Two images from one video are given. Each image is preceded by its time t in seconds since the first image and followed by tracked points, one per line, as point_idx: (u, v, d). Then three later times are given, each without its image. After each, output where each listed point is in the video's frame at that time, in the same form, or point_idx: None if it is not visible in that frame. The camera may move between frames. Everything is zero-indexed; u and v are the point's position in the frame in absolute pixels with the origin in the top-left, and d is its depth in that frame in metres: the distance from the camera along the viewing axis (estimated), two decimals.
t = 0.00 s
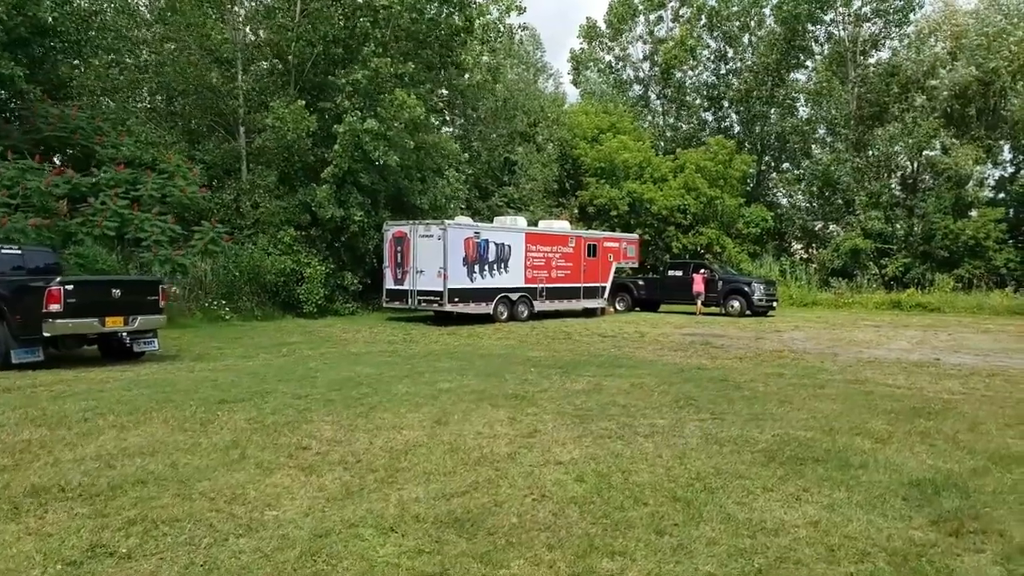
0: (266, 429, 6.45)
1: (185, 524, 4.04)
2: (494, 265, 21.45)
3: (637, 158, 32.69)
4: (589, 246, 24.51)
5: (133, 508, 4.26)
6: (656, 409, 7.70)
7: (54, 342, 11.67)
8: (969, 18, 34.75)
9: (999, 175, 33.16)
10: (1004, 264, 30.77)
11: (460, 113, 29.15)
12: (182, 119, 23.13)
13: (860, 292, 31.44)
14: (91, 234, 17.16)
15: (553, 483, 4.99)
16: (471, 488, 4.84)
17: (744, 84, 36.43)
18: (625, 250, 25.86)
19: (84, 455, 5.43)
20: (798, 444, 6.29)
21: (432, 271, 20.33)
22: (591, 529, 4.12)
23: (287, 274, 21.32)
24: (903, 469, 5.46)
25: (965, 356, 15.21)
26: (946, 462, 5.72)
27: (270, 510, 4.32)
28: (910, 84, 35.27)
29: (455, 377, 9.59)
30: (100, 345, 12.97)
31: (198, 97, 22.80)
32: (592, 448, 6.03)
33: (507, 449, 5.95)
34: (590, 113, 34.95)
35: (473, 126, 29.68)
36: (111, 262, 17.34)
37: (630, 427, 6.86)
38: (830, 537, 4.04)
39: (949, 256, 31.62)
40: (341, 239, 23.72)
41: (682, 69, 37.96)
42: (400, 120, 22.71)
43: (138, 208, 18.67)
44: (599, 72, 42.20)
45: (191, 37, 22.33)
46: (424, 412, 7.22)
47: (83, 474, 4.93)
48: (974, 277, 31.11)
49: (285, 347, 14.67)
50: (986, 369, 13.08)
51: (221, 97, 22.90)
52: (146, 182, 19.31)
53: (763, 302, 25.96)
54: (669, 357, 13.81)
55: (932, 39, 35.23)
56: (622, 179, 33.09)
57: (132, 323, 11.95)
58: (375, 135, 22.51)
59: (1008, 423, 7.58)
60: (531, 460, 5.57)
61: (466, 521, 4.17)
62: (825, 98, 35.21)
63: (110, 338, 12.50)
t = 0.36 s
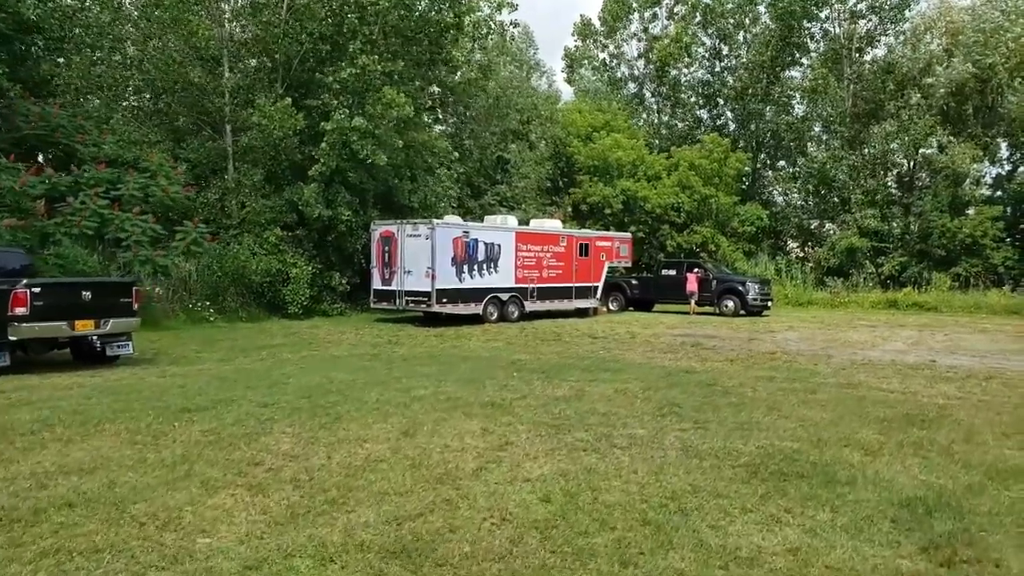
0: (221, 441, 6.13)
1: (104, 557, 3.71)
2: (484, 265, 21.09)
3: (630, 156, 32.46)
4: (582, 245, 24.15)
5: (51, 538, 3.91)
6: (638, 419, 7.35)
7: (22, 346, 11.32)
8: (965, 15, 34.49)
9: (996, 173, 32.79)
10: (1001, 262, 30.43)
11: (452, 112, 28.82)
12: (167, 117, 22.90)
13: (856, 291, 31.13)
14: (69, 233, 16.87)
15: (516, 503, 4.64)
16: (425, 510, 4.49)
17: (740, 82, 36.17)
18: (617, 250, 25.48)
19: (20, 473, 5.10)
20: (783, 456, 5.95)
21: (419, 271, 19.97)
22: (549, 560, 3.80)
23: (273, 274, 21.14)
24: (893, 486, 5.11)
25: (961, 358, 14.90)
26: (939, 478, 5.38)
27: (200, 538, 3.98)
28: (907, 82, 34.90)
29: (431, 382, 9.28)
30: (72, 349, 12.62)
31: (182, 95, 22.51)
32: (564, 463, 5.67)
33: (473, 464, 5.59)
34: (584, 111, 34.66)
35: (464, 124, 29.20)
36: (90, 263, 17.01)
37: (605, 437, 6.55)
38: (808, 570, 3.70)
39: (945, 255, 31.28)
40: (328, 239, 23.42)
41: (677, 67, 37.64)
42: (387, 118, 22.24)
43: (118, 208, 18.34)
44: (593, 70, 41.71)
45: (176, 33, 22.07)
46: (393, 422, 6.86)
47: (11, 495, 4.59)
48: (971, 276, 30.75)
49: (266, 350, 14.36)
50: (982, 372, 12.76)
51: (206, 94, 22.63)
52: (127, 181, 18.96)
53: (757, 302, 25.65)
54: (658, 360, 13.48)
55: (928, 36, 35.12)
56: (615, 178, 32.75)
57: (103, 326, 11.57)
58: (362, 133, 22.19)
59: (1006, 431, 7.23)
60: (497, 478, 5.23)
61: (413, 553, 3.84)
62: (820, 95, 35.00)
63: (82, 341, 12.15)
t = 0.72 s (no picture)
0: (174, 450, 5.87)
1: None
2: (474, 267, 20.81)
3: (625, 157, 32.20)
4: (574, 246, 23.86)
5: None
6: (613, 426, 7.07)
7: None
8: (964, 14, 34.18)
9: (996, 173, 32.41)
10: (1000, 263, 30.12)
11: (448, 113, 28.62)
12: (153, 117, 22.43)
13: (854, 292, 30.83)
14: (51, 236, 16.64)
15: (469, 521, 4.37)
16: (371, 530, 4.20)
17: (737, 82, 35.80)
18: (611, 252, 25.19)
19: None
20: (760, 467, 5.67)
21: (408, 273, 19.69)
22: None
23: (260, 277, 20.97)
24: (872, 500, 4.83)
25: (957, 361, 14.60)
26: (923, 491, 5.09)
27: (121, 563, 3.71)
28: (905, 81, 34.60)
29: (405, 388, 9.02)
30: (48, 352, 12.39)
31: (169, 96, 22.28)
32: (529, 475, 5.39)
33: (432, 477, 5.31)
34: (579, 112, 34.42)
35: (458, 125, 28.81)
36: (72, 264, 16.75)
37: (578, 446, 6.27)
38: None
39: (944, 256, 30.96)
40: (317, 240, 23.22)
41: (674, 67, 37.25)
42: (376, 118, 21.95)
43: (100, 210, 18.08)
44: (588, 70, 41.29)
45: (163, 33, 21.69)
46: (357, 432, 6.57)
47: None
48: (969, 277, 30.43)
49: (246, 354, 14.12)
50: (978, 376, 12.47)
51: (193, 95, 22.43)
52: (111, 182, 18.62)
53: (752, 304, 25.35)
54: (646, 364, 13.20)
55: (926, 36, 34.83)
56: (610, 178, 32.48)
57: (77, 330, 11.35)
58: (351, 134, 21.94)
59: (997, 440, 6.94)
60: (455, 492, 4.94)
61: None
62: (817, 95, 34.55)
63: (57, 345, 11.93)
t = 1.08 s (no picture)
0: (129, 458, 5.55)
1: None
2: (468, 266, 20.48)
3: (624, 156, 31.88)
4: (571, 246, 23.53)
5: None
6: (599, 434, 6.75)
7: None
8: (968, 13, 33.79)
9: (999, 174, 32.10)
10: (1002, 265, 29.79)
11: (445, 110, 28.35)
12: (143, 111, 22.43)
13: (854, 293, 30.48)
14: (34, 232, 16.36)
15: (429, 541, 4.06)
16: (322, 550, 3.88)
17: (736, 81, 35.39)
18: (608, 252, 24.86)
19: None
20: (749, 479, 5.34)
21: (401, 272, 19.35)
22: None
23: (251, 275, 20.67)
24: (866, 519, 4.51)
25: (958, 365, 14.28)
26: (920, 508, 4.77)
27: None
28: (907, 81, 34.13)
29: (385, 391, 8.71)
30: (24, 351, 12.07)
31: (161, 90, 22.21)
32: (501, 488, 5.06)
33: (399, 490, 4.98)
34: (578, 110, 34.06)
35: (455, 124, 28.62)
36: (58, 261, 16.46)
37: (558, 455, 5.95)
38: None
39: (945, 258, 30.63)
40: (311, 238, 22.97)
41: (675, 66, 36.88)
42: (370, 115, 21.61)
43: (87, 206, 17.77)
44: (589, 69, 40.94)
45: (153, 26, 21.75)
46: (327, 438, 6.26)
47: None
48: (971, 279, 30.10)
49: (231, 354, 13.80)
50: (979, 381, 12.15)
51: (185, 90, 22.32)
52: (97, 179, 18.28)
53: (751, 305, 25.00)
54: (639, 366, 12.89)
55: (928, 35, 34.43)
56: (609, 178, 32.16)
57: (51, 329, 11.05)
58: (345, 130, 21.63)
59: (999, 450, 6.61)
60: (420, 507, 4.63)
61: None
62: (818, 94, 34.11)
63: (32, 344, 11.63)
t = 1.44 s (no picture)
0: (80, 474, 5.27)
1: None
2: (461, 267, 20.17)
3: (621, 155, 31.61)
4: (566, 246, 23.22)
5: None
6: (582, 445, 6.44)
7: None
8: (968, 9, 33.50)
9: (999, 172, 31.79)
10: (1002, 264, 29.52)
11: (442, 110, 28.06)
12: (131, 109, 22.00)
13: (854, 293, 30.15)
14: (17, 233, 16.07)
15: (386, 569, 3.77)
16: None
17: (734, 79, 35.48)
18: (603, 251, 24.56)
19: None
20: (737, 496, 5.05)
21: (392, 273, 19.05)
22: None
23: (241, 276, 20.33)
24: (859, 541, 4.21)
25: (958, 367, 13.99)
26: (917, 528, 4.47)
27: None
28: (906, 78, 33.79)
29: (365, 398, 8.43)
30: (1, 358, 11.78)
31: (149, 88, 21.91)
32: (472, 506, 4.75)
33: (362, 509, 4.68)
34: (575, 109, 33.77)
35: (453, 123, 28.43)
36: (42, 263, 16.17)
37: (537, 469, 5.64)
38: None
39: (945, 257, 30.33)
40: (302, 239, 22.70)
41: (672, 64, 36.56)
42: (361, 114, 21.30)
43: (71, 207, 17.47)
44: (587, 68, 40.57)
45: (142, 25, 21.63)
46: (295, 451, 5.97)
47: None
48: (971, 278, 29.80)
49: (215, 358, 13.53)
50: (980, 384, 11.86)
51: (174, 88, 22.04)
52: (83, 179, 18.03)
53: (749, 305, 24.71)
54: (632, 370, 12.59)
55: (928, 31, 33.89)
56: (606, 177, 31.87)
57: (26, 334, 10.76)
58: (336, 129, 21.31)
59: (1001, 461, 6.31)
60: (382, 529, 4.34)
61: None
62: (816, 92, 34.03)
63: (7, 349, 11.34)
